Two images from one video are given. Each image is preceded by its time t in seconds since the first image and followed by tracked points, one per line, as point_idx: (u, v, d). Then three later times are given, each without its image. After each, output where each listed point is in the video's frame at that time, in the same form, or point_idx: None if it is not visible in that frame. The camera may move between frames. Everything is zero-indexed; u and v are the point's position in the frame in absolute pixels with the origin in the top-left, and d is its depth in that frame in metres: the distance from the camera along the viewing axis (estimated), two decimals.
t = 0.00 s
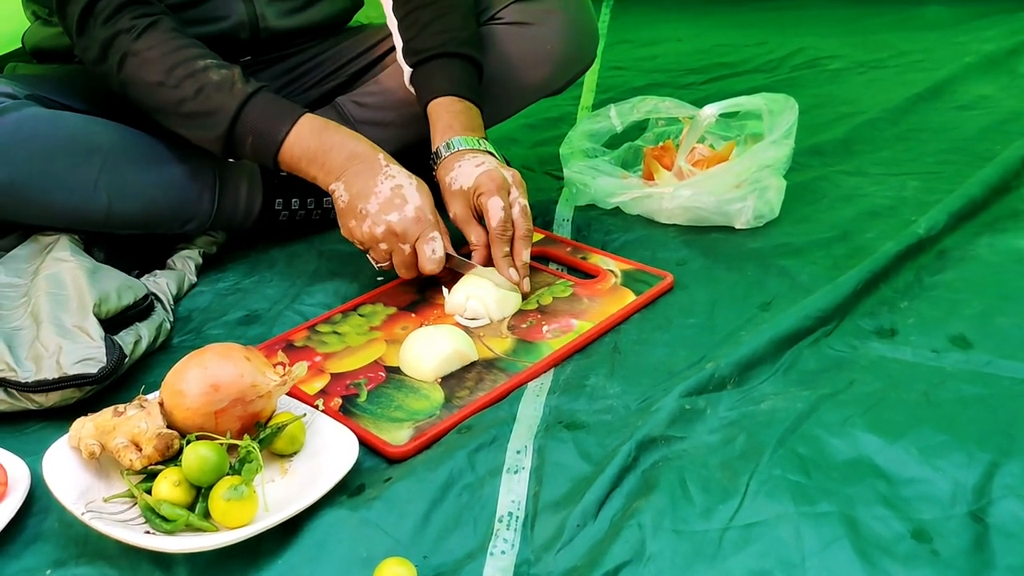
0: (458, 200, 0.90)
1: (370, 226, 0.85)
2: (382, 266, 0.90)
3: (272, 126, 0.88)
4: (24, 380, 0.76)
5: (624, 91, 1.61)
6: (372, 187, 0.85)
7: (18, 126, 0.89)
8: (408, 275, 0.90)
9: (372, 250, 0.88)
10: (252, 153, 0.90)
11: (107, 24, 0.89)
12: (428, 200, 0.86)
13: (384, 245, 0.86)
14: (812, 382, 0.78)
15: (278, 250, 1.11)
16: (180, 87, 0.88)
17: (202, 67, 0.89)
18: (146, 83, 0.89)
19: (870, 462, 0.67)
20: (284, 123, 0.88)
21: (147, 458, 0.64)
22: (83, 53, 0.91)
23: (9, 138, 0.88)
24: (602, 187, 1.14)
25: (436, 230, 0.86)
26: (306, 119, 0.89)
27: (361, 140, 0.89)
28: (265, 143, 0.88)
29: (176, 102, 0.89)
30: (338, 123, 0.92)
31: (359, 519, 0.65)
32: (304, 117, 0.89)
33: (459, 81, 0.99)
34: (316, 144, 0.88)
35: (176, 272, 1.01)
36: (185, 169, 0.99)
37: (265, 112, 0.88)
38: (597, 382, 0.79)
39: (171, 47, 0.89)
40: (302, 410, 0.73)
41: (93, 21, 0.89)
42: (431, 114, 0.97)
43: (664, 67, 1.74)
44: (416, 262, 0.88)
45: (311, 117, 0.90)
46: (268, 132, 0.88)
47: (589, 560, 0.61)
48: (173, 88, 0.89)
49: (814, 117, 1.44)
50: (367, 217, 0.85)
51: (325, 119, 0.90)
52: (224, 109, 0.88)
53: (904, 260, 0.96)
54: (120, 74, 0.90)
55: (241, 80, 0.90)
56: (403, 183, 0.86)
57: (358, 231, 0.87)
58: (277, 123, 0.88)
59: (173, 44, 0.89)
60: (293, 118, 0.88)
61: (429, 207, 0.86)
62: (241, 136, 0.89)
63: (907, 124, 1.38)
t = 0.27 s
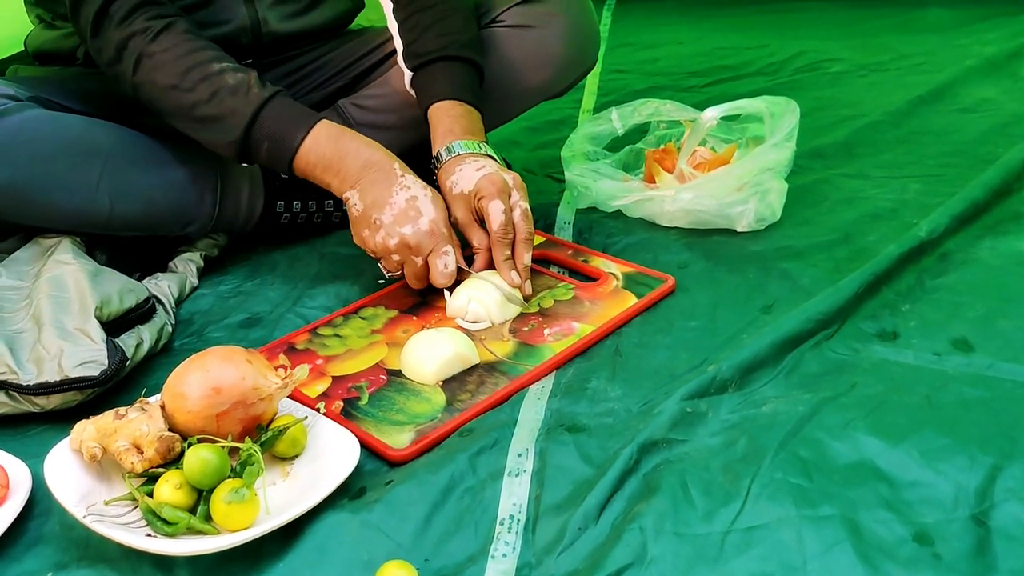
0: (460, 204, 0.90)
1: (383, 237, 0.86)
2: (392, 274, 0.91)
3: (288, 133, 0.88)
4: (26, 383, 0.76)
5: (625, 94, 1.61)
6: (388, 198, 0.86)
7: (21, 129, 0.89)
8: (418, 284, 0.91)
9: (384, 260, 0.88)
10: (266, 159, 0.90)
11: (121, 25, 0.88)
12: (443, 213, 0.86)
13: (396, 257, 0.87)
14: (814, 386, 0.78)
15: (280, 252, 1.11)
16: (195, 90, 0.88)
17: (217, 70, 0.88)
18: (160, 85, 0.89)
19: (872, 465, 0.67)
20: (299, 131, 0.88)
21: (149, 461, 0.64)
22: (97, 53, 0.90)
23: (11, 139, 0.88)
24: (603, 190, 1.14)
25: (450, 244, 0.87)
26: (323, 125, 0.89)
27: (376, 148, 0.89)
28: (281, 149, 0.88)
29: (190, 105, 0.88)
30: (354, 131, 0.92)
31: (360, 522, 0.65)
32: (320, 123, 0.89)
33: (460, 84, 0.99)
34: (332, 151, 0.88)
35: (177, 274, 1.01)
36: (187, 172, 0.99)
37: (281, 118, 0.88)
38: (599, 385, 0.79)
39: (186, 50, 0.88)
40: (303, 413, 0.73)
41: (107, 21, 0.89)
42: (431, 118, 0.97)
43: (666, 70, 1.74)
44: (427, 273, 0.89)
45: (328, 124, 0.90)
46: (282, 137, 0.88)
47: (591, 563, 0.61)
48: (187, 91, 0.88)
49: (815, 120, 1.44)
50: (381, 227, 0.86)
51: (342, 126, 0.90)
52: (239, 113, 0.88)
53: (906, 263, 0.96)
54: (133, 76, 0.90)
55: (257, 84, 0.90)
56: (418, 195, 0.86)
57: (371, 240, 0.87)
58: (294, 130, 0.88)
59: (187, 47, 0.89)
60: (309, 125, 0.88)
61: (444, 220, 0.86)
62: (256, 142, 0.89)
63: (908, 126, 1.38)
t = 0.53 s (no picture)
0: (463, 206, 0.91)
1: (381, 244, 0.86)
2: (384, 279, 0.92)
3: (289, 132, 0.88)
4: (26, 385, 0.76)
5: (625, 97, 1.61)
6: (387, 206, 0.87)
7: (22, 129, 0.89)
8: (409, 292, 0.92)
9: (379, 265, 0.89)
10: (266, 158, 0.90)
11: (125, 15, 0.88)
12: (440, 223, 0.88)
13: (392, 263, 0.88)
14: (814, 388, 0.78)
15: (280, 255, 1.11)
16: (199, 84, 0.88)
17: (221, 66, 0.88)
18: (165, 79, 0.88)
19: (872, 467, 0.67)
20: (301, 131, 0.88)
21: (149, 463, 0.63)
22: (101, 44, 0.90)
23: (12, 140, 0.88)
24: (603, 192, 1.14)
25: (445, 254, 0.88)
26: (325, 128, 0.89)
27: (375, 155, 0.90)
28: (281, 147, 0.88)
29: (193, 101, 0.88)
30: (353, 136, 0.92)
31: (360, 524, 0.65)
32: (321, 127, 0.89)
33: (459, 85, 0.99)
34: (334, 155, 0.88)
35: (178, 277, 1.01)
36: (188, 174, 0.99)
37: (284, 115, 0.88)
38: (599, 388, 0.79)
39: (190, 44, 0.88)
40: (303, 415, 0.73)
41: (110, 13, 0.88)
42: (432, 119, 0.97)
43: (666, 73, 1.74)
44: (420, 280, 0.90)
45: (330, 128, 0.90)
46: (284, 136, 0.88)
47: (591, 565, 0.61)
48: (192, 85, 0.88)
49: (815, 123, 1.44)
50: (379, 233, 0.86)
51: (343, 131, 0.90)
52: (242, 109, 0.88)
53: (906, 265, 0.96)
54: (137, 68, 0.89)
55: (261, 83, 0.90)
56: (417, 204, 0.87)
57: (367, 246, 0.88)
58: (295, 129, 0.88)
59: (192, 41, 0.88)
60: (311, 125, 0.89)
61: (440, 230, 0.88)
62: (257, 139, 0.89)
63: (909, 129, 1.38)
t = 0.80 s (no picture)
0: (464, 208, 0.91)
1: (369, 237, 0.87)
2: (370, 274, 0.93)
3: (280, 127, 0.88)
4: (26, 386, 0.76)
5: (625, 98, 1.61)
6: (376, 200, 0.87)
7: (22, 132, 0.89)
8: (394, 288, 0.93)
9: (366, 260, 0.90)
10: (257, 152, 0.89)
11: (120, 8, 0.87)
12: (427, 220, 0.89)
13: (379, 258, 0.89)
14: (814, 389, 0.78)
15: (280, 256, 1.11)
16: (192, 79, 0.87)
17: (214, 61, 0.88)
18: (160, 72, 0.87)
19: (872, 468, 0.67)
20: (292, 126, 0.88)
21: (149, 464, 0.63)
22: (92, 36, 0.90)
23: (12, 143, 0.88)
24: (603, 194, 1.14)
25: (433, 250, 0.89)
26: (314, 124, 0.89)
27: (365, 150, 0.90)
28: (272, 143, 0.88)
29: (187, 95, 0.87)
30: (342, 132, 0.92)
31: (361, 526, 0.65)
32: (311, 124, 0.89)
33: (457, 89, 0.99)
34: (324, 149, 0.88)
35: (178, 278, 1.01)
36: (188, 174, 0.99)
37: (276, 111, 0.88)
38: (599, 389, 0.79)
39: (184, 38, 0.88)
40: (303, 417, 0.73)
41: (103, 5, 0.87)
42: (432, 122, 0.97)
43: (666, 74, 1.74)
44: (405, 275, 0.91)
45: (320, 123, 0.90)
46: (276, 132, 0.88)
47: (591, 567, 0.61)
48: (185, 80, 0.87)
49: (815, 124, 1.44)
50: (367, 227, 0.87)
51: (333, 126, 0.91)
52: (235, 105, 0.87)
53: (906, 266, 0.96)
54: (129, 61, 0.89)
55: (253, 79, 0.89)
56: (406, 200, 0.88)
57: (354, 240, 0.88)
58: (286, 125, 0.88)
59: (186, 36, 0.88)
60: (302, 121, 0.88)
61: (427, 227, 0.89)
62: (247, 134, 0.88)
63: (909, 130, 1.38)
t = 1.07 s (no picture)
0: (463, 202, 0.91)
1: (302, 218, 0.87)
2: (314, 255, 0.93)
3: (207, 113, 0.90)
4: (24, 388, 0.76)
5: (623, 99, 1.61)
6: (307, 179, 0.87)
7: (18, 132, 0.89)
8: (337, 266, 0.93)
9: (305, 240, 0.90)
10: (188, 140, 0.92)
11: (53, 10, 0.94)
12: (361, 197, 0.88)
13: (316, 237, 0.89)
14: (813, 390, 0.78)
15: (279, 258, 1.11)
16: (121, 72, 0.91)
17: (141, 55, 0.92)
18: (91, 68, 0.92)
19: (870, 469, 0.67)
20: (217, 112, 0.90)
21: (147, 466, 0.64)
22: (34, 36, 0.96)
23: (10, 144, 0.88)
24: (602, 195, 1.15)
25: (367, 230, 0.88)
26: (241, 108, 0.91)
27: (296, 130, 0.91)
28: (201, 129, 0.90)
29: (117, 89, 0.92)
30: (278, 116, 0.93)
31: (359, 527, 0.65)
32: (239, 108, 0.91)
33: (457, 87, 0.99)
34: (250, 133, 0.90)
35: (176, 279, 1.01)
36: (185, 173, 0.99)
37: (202, 100, 0.90)
38: (597, 390, 0.79)
39: (113, 35, 0.92)
40: (301, 419, 0.73)
41: (40, 8, 0.94)
42: (433, 121, 0.97)
43: (664, 76, 1.75)
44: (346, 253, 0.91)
45: (248, 107, 0.91)
46: (203, 119, 0.90)
47: (588, 567, 0.61)
48: (115, 73, 0.91)
49: (813, 125, 1.44)
50: (299, 208, 0.87)
51: (264, 109, 0.92)
52: (160, 96, 0.90)
53: (905, 267, 0.96)
54: (64, 59, 0.94)
55: (180, 69, 0.92)
56: (338, 178, 0.88)
57: (291, 221, 0.89)
58: (212, 111, 0.90)
59: (115, 32, 0.93)
60: (227, 107, 0.90)
61: (362, 205, 0.88)
62: (178, 124, 0.91)
63: (907, 131, 1.38)
